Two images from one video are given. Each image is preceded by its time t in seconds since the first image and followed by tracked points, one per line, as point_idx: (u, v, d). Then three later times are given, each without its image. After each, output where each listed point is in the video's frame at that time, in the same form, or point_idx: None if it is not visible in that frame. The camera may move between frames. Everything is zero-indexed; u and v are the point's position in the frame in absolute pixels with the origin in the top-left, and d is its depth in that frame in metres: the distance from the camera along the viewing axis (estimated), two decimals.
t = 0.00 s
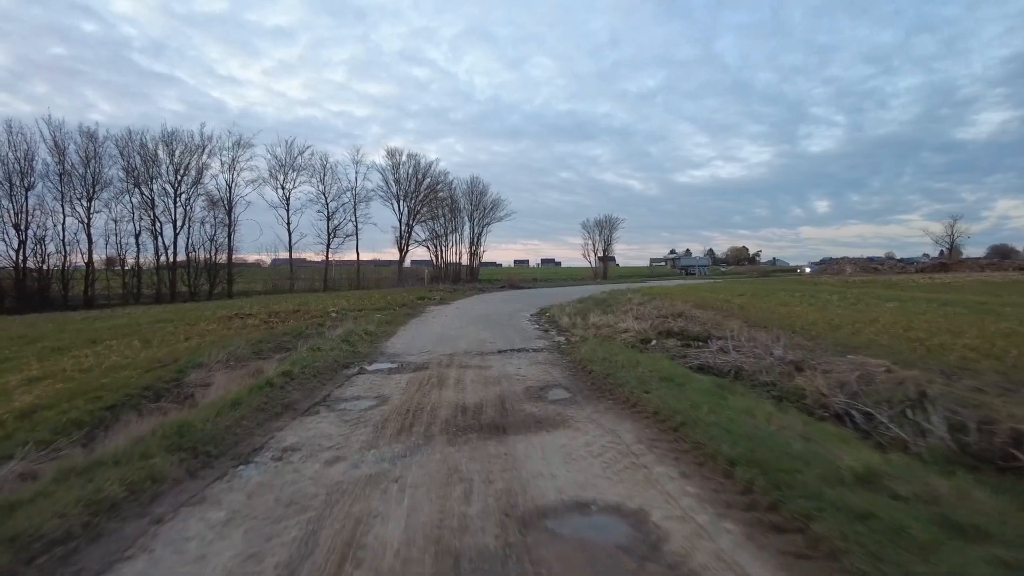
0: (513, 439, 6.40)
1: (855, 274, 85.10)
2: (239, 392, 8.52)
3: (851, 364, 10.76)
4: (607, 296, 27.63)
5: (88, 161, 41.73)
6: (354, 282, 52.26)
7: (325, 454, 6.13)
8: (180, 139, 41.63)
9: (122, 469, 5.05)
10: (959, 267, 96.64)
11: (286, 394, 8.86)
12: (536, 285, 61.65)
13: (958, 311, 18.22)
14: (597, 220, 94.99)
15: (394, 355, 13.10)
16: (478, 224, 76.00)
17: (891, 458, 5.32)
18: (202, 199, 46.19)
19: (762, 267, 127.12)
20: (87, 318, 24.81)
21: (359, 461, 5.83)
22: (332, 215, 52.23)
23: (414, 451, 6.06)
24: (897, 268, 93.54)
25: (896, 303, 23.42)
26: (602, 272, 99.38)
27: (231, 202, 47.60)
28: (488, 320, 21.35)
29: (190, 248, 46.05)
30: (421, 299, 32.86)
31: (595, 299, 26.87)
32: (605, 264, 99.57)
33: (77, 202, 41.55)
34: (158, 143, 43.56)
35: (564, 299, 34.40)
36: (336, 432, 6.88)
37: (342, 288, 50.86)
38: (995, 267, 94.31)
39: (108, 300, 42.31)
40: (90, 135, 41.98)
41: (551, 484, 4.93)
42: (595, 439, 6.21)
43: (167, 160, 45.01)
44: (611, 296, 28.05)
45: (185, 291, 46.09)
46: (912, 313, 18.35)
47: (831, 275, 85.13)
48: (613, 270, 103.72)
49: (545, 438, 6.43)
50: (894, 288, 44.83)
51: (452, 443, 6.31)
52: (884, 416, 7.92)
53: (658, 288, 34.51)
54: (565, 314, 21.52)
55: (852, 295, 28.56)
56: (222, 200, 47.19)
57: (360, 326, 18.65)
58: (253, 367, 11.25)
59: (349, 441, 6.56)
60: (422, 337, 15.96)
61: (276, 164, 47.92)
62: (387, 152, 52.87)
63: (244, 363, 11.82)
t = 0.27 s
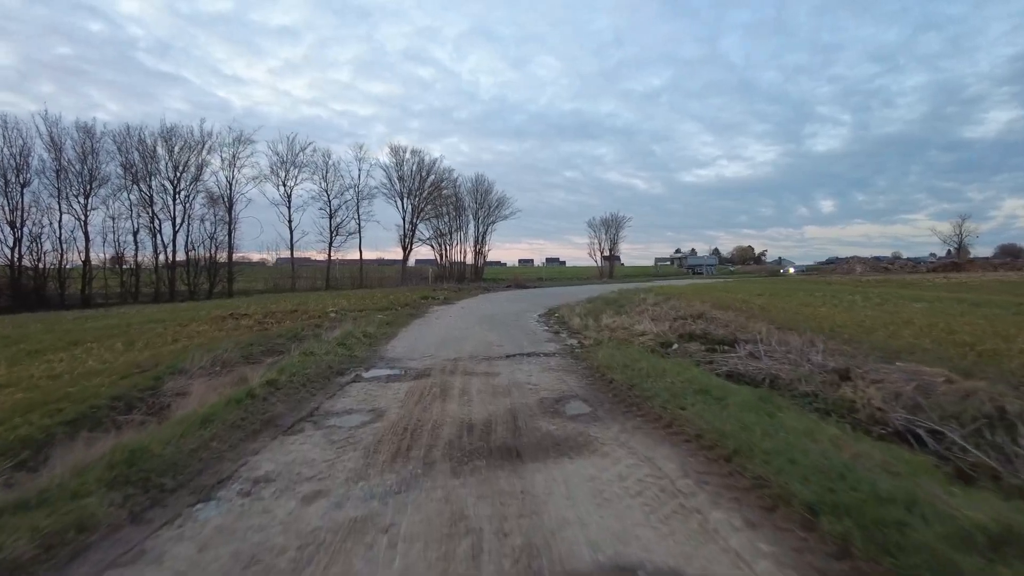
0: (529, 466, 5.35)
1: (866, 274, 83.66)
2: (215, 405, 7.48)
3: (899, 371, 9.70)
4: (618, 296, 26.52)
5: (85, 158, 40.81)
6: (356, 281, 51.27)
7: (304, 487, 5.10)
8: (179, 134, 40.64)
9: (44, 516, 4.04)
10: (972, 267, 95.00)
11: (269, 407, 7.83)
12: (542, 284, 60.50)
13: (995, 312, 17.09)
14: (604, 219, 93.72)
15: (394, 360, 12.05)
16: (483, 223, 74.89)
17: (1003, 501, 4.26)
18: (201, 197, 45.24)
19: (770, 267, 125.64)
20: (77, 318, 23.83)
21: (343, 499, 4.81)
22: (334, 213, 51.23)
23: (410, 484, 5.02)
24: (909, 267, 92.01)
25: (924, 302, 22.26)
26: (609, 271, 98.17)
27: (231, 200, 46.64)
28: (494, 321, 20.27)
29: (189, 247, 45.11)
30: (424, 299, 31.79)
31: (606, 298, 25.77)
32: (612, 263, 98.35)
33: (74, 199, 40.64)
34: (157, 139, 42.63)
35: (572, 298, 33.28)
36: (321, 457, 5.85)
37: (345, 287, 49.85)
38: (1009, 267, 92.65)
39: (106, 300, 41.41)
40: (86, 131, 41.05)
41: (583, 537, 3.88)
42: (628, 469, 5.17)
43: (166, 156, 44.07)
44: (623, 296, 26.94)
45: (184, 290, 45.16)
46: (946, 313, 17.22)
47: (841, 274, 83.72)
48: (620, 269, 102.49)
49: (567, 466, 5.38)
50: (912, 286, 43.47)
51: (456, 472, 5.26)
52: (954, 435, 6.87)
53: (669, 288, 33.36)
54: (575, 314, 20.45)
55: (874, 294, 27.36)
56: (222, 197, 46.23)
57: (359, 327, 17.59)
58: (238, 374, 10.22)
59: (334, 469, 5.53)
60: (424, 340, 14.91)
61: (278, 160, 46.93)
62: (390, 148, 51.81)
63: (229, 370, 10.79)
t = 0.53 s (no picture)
0: (551, 521, 4.17)
1: (873, 274, 82.42)
2: (172, 431, 6.28)
3: (959, 383, 8.55)
4: (625, 297, 25.33)
5: (74, 155, 39.57)
6: (354, 282, 50.09)
7: (261, 552, 3.92)
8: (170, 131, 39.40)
9: None
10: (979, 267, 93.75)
11: (237, 431, 6.64)
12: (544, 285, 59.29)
13: None
14: (606, 219, 92.44)
15: (386, 370, 10.85)
16: (484, 223, 73.69)
17: None
18: (195, 195, 44.01)
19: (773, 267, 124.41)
20: (57, 322, 22.59)
21: (308, 572, 3.62)
22: (332, 212, 50.04)
23: (398, 548, 3.84)
24: (916, 268, 90.77)
25: (951, 303, 21.09)
26: (611, 272, 96.94)
27: (226, 199, 45.42)
28: (497, 325, 19.09)
29: (182, 247, 43.88)
30: (423, 299, 30.62)
31: (613, 299, 24.58)
32: (614, 264, 97.12)
33: (62, 198, 39.39)
34: (149, 137, 41.42)
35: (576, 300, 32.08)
36: (288, 505, 4.66)
37: (343, 288, 48.66)
38: (1016, 267, 91.40)
39: (96, 302, 40.18)
40: (76, 127, 39.80)
41: None
42: (680, 528, 3.97)
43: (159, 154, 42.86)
44: (629, 296, 25.76)
45: (177, 291, 43.97)
46: (982, 316, 16.04)
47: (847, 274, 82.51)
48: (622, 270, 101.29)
49: (600, 522, 4.18)
50: (924, 286, 42.22)
51: (457, 530, 4.08)
52: None
53: (676, 288, 32.18)
54: (583, 317, 19.27)
55: (891, 294, 26.21)
56: (216, 196, 45.01)
57: (352, 332, 16.39)
58: (210, 389, 9.02)
59: (303, 523, 4.35)
60: (422, 347, 13.71)
61: (273, 158, 45.73)
62: (389, 146, 50.61)
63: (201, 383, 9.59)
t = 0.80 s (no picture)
0: None
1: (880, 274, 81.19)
2: (122, 460, 5.18)
3: None
4: (636, 297, 24.18)
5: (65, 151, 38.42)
6: (355, 281, 48.97)
7: None
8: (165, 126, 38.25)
9: None
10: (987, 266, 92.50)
11: (202, 460, 5.52)
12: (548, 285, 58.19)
13: None
14: (610, 218, 91.23)
15: (384, 379, 9.75)
16: (486, 221, 72.57)
17: None
18: (191, 193, 42.88)
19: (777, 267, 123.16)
20: (40, 324, 21.45)
21: None
22: (331, 210, 48.96)
23: None
24: (924, 267, 89.54)
25: (981, 303, 20.00)
26: (615, 271, 95.74)
27: (223, 196, 44.30)
28: (503, 326, 17.98)
29: (178, 246, 42.75)
30: (424, 299, 29.51)
31: (624, 300, 23.42)
32: (618, 263, 95.93)
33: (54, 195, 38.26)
34: (143, 132, 40.30)
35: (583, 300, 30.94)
36: (248, 572, 3.55)
37: (343, 287, 47.55)
38: None
39: (89, 302, 39.07)
40: (67, 122, 38.66)
41: None
42: None
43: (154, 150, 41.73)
44: (640, 296, 24.62)
45: (173, 291, 42.88)
46: None
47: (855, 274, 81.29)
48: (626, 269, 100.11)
49: None
50: (939, 285, 41.02)
51: None
52: None
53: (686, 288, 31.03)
54: (594, 318, 18.15)
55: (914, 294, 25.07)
56: (213, 194, 43.89)
57: (348, 335, 15.27)
58: (183, 403, 7.90)
59: None
60: (423, 351, 12.62)
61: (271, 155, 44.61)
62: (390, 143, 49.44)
63: (174, 396, 8.46)
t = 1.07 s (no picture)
0: None
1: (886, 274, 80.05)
2: (15, 513, 4.00)
3: None
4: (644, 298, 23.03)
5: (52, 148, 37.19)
6: (352, 282, 47.82)
7: None
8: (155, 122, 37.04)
9: None
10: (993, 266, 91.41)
11: (127, 506, 4.36)
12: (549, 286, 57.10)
13: None
14: (612, 217, 90.01)
15: (370, 393, 8.61)
16: (486, 220, 71.48)
17: None
18: (183, 190, 41.70)
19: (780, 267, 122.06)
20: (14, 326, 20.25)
21: None
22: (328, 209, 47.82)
23: None
24: (929, 268, 88.41)
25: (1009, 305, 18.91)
26: (616, 271, 94.57)
27: (216, 194, 43.13)
28: (504, 330, 16.84)
29: (170, 245, 41.56)
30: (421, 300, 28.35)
31: (631, 301, 22.27)
32: (620, 263, 94.75)
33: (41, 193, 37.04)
34: (134, 128, 39.11)
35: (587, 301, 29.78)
36: None
37: (340, 288, 46.39)
38: None
39: (77, 303, 37.86)
40: (54, 118, 37.43)
41: None
42: None
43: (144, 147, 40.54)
44: (648, 297, 23.46)
45: (165, 292, 41.69)
46: None
47: (861, 274, 80.10)
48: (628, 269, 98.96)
49: None
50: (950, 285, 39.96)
51: None
52: None
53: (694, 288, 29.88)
54: (602, 322, 17.00)
55: (933, 294, 23.97)
56: (206, 192, 42.72)
57: (337, 340, 14.11)
58: (131, 424, 6.74)
59: None
60: (417, 359, 11.49)
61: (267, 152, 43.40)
62: (388, 140, 48.22)
63: (125, 415, 7.30)
